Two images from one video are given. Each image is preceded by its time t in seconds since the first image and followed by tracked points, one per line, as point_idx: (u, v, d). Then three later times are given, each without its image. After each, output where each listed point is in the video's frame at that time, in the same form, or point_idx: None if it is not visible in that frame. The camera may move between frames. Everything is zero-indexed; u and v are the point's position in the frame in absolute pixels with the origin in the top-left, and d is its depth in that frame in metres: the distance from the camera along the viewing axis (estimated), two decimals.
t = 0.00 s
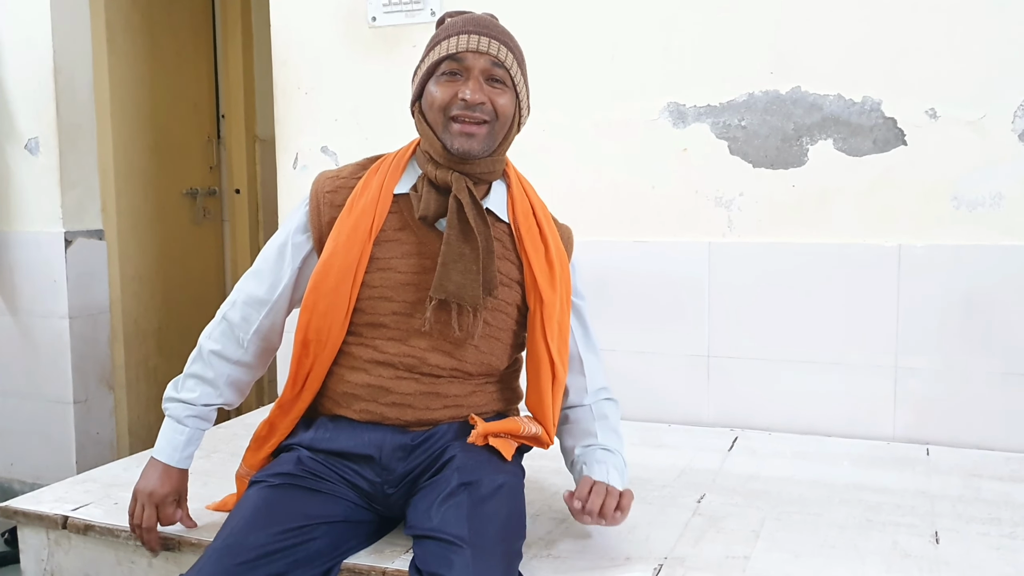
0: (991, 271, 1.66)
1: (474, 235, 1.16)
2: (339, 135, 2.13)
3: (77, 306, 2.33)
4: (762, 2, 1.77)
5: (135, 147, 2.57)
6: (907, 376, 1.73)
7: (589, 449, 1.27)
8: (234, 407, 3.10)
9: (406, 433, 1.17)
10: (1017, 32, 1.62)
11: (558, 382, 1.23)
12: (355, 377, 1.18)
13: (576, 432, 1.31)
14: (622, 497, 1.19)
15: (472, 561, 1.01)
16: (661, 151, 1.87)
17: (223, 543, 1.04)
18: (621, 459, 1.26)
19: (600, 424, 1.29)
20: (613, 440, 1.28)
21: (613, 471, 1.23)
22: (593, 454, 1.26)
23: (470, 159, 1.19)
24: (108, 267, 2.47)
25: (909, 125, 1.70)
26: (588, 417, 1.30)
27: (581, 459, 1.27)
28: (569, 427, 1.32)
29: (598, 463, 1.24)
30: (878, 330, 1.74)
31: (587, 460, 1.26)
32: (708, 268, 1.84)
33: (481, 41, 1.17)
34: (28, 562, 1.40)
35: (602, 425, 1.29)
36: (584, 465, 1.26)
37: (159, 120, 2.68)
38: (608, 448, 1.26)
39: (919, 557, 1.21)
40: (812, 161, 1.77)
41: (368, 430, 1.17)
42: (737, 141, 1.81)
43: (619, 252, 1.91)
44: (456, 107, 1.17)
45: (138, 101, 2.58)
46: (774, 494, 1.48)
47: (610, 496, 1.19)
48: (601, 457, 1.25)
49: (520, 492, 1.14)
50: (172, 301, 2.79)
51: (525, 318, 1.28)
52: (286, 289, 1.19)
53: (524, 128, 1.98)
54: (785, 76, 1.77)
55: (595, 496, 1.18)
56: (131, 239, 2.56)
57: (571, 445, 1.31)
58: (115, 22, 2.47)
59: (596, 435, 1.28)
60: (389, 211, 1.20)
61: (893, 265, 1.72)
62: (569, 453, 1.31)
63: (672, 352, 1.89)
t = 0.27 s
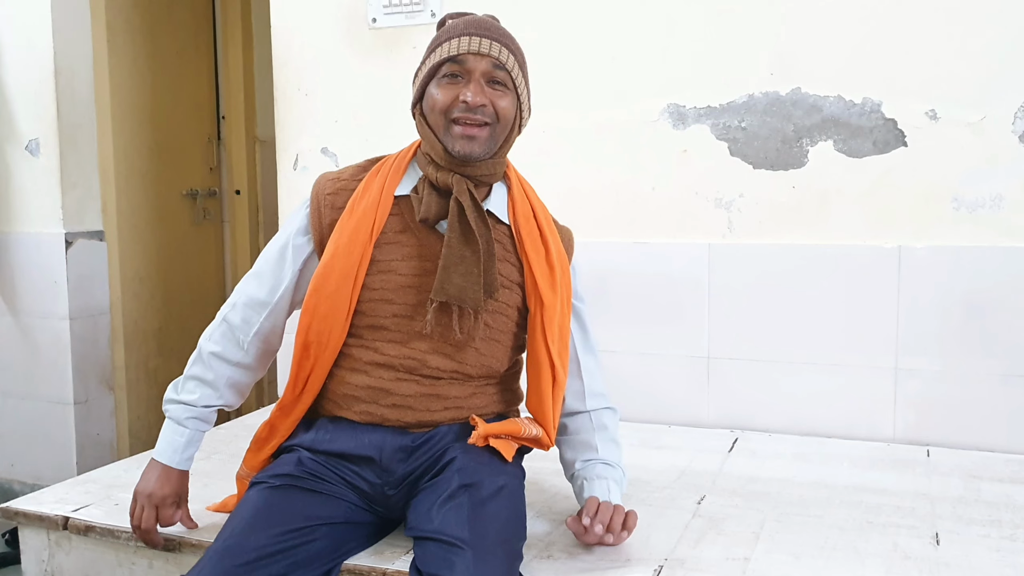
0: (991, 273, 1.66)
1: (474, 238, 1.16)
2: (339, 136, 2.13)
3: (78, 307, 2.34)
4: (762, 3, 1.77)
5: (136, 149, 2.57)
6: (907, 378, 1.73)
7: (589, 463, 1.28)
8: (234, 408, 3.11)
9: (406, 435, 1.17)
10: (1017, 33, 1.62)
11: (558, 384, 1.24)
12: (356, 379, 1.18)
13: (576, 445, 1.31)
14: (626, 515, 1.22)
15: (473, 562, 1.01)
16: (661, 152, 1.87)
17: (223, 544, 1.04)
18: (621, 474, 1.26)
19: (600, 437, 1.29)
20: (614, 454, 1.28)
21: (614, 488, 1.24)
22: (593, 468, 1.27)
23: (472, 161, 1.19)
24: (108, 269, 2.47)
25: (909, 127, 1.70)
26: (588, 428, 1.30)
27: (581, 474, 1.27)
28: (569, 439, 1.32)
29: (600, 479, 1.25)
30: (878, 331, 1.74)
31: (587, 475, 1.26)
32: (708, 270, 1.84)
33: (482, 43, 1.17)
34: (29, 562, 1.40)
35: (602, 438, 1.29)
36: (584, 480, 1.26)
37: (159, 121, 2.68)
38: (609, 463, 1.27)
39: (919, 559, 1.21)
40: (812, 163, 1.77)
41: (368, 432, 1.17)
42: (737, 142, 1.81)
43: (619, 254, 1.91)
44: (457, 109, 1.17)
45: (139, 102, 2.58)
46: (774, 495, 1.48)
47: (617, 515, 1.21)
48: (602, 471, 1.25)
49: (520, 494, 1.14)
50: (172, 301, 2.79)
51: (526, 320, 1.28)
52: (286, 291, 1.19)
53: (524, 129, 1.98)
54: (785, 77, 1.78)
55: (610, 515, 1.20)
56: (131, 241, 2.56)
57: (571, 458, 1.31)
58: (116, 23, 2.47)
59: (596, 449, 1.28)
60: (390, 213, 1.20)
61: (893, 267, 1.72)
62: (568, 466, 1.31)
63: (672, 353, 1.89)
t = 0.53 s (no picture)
0: (991, 273, 1.66)
1: (469, 239, 1.16)
2: (339, 137, 2.14)
3: (78, 307, 2.34)
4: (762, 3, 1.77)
5: (135, 149, 2.57)
6: (907, 378, 1.73)
7: (590, 450, 1.28)
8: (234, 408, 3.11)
9: (406, 436, 1.17)
10: (1017, 34, 1.62)
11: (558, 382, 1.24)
12: (355, 380, 1.18)
13: (577, 434, 1.31)
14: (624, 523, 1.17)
15: (473, 563, 1.01)
16: (661, 152, 1.87)
17: (223, 544, 1.04)
18: (621, 462, 1.26)
19: (600, 425, 1.29)
20: (615, 443, 1.28)
21: (614, 475, 1.23)
22: (594, 455, 1.27)
23: (466, 160, 1.19)
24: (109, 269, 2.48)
25: (909, 127, 1.70)
26: (588, 417, 1.30)
27: (582, 461, 1.27)
28: (570, 428, 1.32)
29: (599, 466, 1.24)
30: (878, 332, 1.74)
31: (588, 463, 1.26)
32: (708, 270, 1.84)
33: (476, 43, 1.18)
34: (29, 563, 1.40)
35: (602, 427, 1.29)
36: (584, 467, 1.26)
37: (159, 121, 2.68)
38: (609, 450, 1.27)
39: (920, 560, 1.21)
40: (812, 163, 1.77)
41: (368, 432, 1.17)
42: (737, 143, 1.81)
43: (619, 254, 1.91)
44: (451, 109, 1.17)
45: (138, 103, 2.58)
46: (775, 496, 1.48)
47: (616, 525, 1.15)
48: (602, 458, 1.25)
49: (520, 494, 1.14)
50: (173, 302, 2.79)
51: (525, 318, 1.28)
52: (285, 290, 1.20)
53: (523, 130, 1.98)
54: (785, 77, 1.78)
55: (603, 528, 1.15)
56: (131, 241, 2.57)
57: (572, 447, 1.31)
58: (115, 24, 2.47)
59: (596, 437, 1.28)
60: (387, 212, 1.20)
61: (893, 267, 1.72)
62: (569, 455, 1.32)
63: (672, 353, 1.89)
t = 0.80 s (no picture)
0: (994, 272, 1.66)
1: (462, 241, 1.15)
2: (341, 137, 2.14)
3: (80, 307, 2.33)
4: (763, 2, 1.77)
5: (136, 149, 2.58)
6: (909, 377, 1.73)
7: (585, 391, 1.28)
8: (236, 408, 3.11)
9: (408, 435, 1.17)
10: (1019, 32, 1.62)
11: (561, 376, 1.24)
12: (357, 379, 1.18)
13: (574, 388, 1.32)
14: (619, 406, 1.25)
15: (477, 562, 1.01)
16: (662, 152, 1.87)
17: (226, 543, 1.04)
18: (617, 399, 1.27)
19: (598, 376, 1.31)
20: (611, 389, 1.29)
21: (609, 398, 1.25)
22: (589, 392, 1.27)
23: (460, 168, 1.19)
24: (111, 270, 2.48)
25: (911, 126, 1.70)
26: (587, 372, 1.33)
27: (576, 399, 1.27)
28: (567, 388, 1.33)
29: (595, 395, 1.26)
30: (880, 331, 1.74)
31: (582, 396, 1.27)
32: (710, 269, 1.84)
33: (474, 54, 1.16)
34: (32, 562, 1.40)
35: (600, 377, 1.31)
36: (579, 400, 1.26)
37: (161, 122, 2.68)
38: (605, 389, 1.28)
39: (923, 558, 1.21)
40: (814, 162, 1.77)
41: (372, 432, 1.17)
42: (739, 142, 1.81)
43: (621, 254, 1.91)
44: (446, 119, 1.17)
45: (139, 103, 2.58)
46: (778, 495, 1.48)
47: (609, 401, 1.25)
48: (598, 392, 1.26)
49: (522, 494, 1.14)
50: (174, 302, 2.79)
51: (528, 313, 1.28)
52: (286, 286, 1.20)
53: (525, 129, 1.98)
54: (786, 77, 1.78)
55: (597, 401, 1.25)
56: (132, 241, 2.57)
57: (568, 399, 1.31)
58: (115, 24, 2.47)
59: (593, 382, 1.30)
60: (388, 207, 1.20)
61: (895, 266, 1.72)
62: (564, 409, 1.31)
63: (674, 353, 1.89)
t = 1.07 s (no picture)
0: (994, 274, 1.66)
1: (468, 244, 1.16)
2: (341, 138, 2.14)
3: (80, 308, 2.33)
4: (763, 4, 1.77)
5: (136, 150, 2.58)
6: (910, 379, 1.73)
7: (592, 465, 1.27)
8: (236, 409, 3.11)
9: (407, 437, 1.17)
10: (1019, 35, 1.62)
11: (560, 383, 1.24)
12: (357, 383, 1.18)
13: (579, 446, 1.30)
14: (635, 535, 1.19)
15: (476, 564, 1.01)
16: (662, 153, 1.87)
17: (225, 545, 1.04)
18: (624, 476, 1.26)
19: (603, 437, 1.29)
20: (617, 455, 1.28)
21: (617, 489, 1.24)
22: (596, 470, 1.26)
23: (467, 174, 1.19)
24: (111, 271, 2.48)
25: (911, 128, 1.70)
26: (591, 429, 1.30)
27: (585, 476, 1.27)
28: (572, 441, 1.32)
29: (602, 480, 1.25)
30: (880, 333, 1.74)
31: (590, 477, 1.26)
32: (710, 271, 1.84)
33: (474, 58, 1.16)
34: (32, 564, 1.40)
35: (605, 440, 1.29)
36: (588, 483, 1.26)
37: (161, 122, 2.69)
38: (612, 464, 1.27)
39: (923, 561, 1.21)
40: (813, 164, 1.77)
41: (371, 434, 1.17)
42: (739, 144, 1.81)
43: (621, 255, 1.91)
44: (450, 126, 1.17)
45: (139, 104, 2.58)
46: (778, 497, 1.48)
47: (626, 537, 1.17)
48: (605, 473, 1.25)
49: (522, 495, 1.14)
50: (174, 303, 2.79)
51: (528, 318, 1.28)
52: (287, 290, 1.19)
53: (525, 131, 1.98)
54: (787, 78, 1.78)
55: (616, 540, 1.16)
56: (132, 242, 2.57)
57: (575, 460, 1.31)
58: (116, 26, 2.48)
59: (599, 451, 1.28)
60: (389, 212, 1.20)
61: (895, 268, 1.72)
62: (572, 468, 1.31)
63: (674, 354, 1.89)
